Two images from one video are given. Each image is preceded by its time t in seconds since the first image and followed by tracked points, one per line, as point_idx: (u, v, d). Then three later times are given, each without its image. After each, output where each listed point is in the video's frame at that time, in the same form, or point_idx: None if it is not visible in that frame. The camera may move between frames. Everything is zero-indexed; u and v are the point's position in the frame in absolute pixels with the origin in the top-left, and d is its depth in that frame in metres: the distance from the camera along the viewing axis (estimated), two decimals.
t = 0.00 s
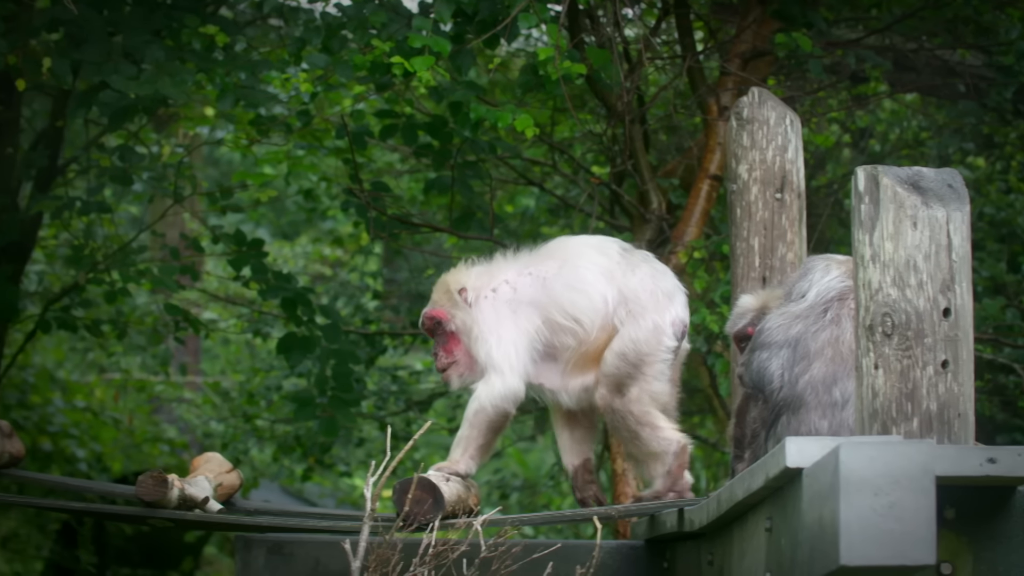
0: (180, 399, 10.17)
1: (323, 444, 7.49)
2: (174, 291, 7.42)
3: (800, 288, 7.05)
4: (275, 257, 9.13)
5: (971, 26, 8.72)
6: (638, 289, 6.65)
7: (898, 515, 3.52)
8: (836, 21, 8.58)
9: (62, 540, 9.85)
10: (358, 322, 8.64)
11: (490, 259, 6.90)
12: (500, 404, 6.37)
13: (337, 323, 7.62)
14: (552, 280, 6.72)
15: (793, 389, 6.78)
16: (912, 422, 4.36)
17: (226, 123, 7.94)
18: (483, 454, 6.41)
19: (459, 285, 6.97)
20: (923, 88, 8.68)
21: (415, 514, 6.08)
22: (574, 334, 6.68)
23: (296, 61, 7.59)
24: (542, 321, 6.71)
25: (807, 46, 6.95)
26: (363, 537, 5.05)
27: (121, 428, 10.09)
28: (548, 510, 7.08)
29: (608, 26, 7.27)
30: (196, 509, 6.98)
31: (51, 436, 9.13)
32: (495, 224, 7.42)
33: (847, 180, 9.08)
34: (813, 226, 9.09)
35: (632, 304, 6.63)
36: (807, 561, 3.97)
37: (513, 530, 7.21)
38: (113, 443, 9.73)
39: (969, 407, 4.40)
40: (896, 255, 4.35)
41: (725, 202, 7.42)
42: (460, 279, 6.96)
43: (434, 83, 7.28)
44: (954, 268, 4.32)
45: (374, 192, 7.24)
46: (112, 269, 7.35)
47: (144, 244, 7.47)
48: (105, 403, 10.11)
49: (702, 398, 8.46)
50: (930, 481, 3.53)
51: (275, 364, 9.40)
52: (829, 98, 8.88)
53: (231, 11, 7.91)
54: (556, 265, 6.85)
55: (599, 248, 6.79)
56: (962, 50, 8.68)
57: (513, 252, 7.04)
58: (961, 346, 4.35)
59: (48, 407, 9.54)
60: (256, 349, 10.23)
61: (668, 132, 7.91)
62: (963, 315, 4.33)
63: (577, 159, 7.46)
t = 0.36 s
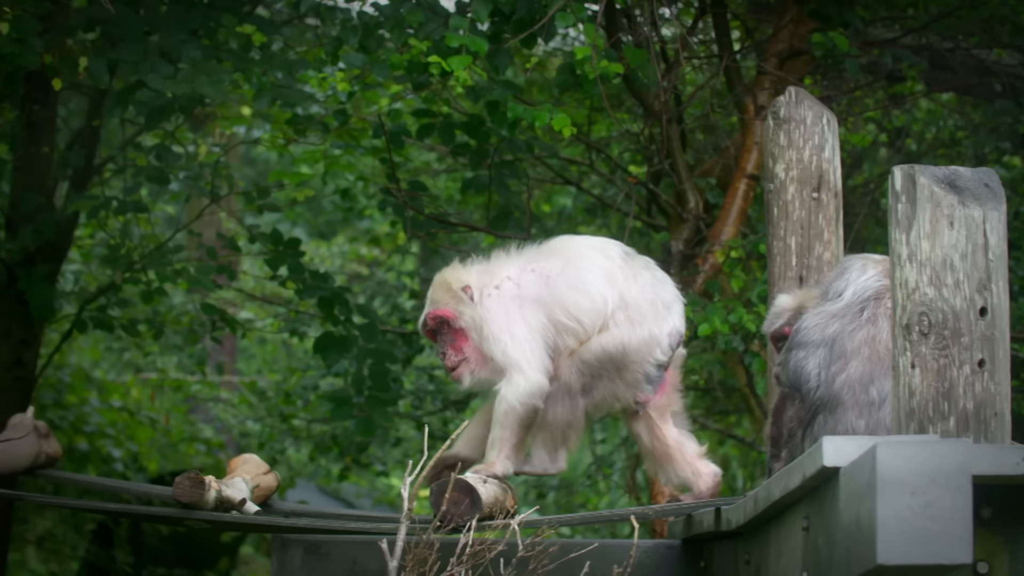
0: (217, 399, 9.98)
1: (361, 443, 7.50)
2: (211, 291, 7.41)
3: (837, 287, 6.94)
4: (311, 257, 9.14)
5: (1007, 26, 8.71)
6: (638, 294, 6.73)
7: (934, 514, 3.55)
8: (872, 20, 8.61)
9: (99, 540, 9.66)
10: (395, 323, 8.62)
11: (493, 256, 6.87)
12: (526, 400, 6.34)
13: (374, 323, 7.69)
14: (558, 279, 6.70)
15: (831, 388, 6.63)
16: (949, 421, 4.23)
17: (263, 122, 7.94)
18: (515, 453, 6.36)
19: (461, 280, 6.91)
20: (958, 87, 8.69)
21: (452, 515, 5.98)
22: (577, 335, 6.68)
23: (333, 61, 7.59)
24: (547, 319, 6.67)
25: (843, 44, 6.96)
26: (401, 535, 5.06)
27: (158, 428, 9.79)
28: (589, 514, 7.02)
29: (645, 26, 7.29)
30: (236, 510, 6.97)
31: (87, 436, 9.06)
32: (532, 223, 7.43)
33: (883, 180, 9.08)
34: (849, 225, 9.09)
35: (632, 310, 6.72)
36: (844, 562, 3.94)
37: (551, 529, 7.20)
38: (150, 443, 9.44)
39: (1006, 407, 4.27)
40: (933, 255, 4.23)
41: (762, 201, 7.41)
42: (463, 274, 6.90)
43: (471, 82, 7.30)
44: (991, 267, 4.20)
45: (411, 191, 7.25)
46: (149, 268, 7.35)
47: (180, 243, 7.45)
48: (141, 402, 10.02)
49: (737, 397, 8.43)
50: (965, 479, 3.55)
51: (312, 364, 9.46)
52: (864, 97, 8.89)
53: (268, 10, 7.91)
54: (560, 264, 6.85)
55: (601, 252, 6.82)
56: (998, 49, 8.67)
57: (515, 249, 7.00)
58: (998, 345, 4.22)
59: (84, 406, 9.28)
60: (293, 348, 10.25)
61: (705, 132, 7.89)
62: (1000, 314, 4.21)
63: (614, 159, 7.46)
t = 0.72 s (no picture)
0: (249, 400, 10.07)
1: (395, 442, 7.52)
2: (243, 291, 7.41)
3: (870, 287, 6.84)
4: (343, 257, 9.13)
5: None
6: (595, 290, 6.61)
7: (967, 513, 3.44)
8: (903, 20, 8.59)
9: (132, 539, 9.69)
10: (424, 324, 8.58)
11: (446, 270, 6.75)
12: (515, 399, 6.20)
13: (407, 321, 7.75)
14: (515, 286, 6.57)
15: (863, 387, 6.51)
16: (983, 421, 3.92)
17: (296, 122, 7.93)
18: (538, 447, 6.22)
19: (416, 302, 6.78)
20: (991, 87, 8.63)
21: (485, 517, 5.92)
22: (542, 337, 6.52)
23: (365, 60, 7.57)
24: (510, 326, 6.53)
25: (877, 43, 6.98)
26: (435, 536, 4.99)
27: (191, 427, 9.80)
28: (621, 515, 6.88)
29: (677, 25, 7.29)
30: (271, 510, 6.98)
31: (120, 436, 9.00)
32: (565, 223, 7.42)
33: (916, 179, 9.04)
34: (881, 225, 9.06)
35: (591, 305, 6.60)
36: (877, 560, 3.86)
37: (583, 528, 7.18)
38: (181, 443, 9.55)
39: None
40: (966, 254, 3.97)
41: (795, 201, 7.39)
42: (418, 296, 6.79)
43: (504, 82, 7.30)
44: None
45: (445, 191, 7.25)
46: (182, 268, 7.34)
47: (212, 243, 7.45)
48: (174, 402, 10.07)
49: (770, 397, 8.41)
50: (1000, 479, 3.45)
51: (344, 363, 9.48)
52: (896, 97, 8.87)
53: (300, 10, 7.90)
54: (514, 271, 6.74)
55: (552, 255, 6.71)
56: None
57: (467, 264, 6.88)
58: None
59: (117, 406, 9.16)
60: (325, 348, 10.24)
61: (737, 131, 7.88)
62: None
63: (647, 158, 7.44)
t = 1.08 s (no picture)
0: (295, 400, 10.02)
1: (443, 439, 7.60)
2: (290, 291, 7.40)
3: (916, 288, 6.54)
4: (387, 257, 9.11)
5: None
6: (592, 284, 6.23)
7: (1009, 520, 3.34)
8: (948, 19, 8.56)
9: (176, 540, 9.90)
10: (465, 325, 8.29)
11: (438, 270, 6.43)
12: (481, 410, 5.88)
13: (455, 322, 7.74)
14: (509, 286, 6.27)
15: (910, 388, 6.18)
16: None
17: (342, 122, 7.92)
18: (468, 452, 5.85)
19: (412, 305, 6.55)
20: None
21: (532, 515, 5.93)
22: (539, 339, 6.24)
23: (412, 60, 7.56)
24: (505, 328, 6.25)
25: (922, 43, 7.03)
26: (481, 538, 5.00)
27: (237, 428, 9.96)
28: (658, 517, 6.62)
29: (724, 25, 7.29)
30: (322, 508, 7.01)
31: (165, 436, 9.27)
32: (612, 223, 7.42)
33: (961, 179, 9.00)
34: (926, 225, 9.02)
35: (589, 298, 6.23)
36: (924, 561, 3.74)
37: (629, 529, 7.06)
38: (228, 443, 9.70)
39: None
40: (1013, 254, 3.75)
41: (841, 201, 7.34)
42: (415, 297, 6.55)
43: (551, 82, 7.29)
44: None
45: (491, 191, 7.25)
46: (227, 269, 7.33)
47: (258, 243, 7.44)
48: (219, 402, 10.12)
49: (818, 397, 8.37)
50: None
51: (389, 364, 9.49)
52: (942, 96, 8.83)
53: (346, 10, 7.88)
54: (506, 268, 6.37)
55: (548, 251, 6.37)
56: None
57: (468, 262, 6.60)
58: None
59: (163, 406, 9.49)
60: (366, 349, 10.21)
61: (782, 131, 7.93)
62: None
63: (693, 158, 7.44)
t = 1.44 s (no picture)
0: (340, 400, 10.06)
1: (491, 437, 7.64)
2: (335, 291, 7.39)
3: (960, 287, 6.41)
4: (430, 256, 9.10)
5: None
6: (595, 291, 6.30)
7: None
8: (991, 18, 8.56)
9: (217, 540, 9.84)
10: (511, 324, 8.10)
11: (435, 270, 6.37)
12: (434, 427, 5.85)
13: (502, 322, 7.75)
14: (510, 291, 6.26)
15: (954, 388, 6.05)
16: None
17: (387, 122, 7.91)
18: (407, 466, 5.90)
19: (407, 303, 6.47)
20: None
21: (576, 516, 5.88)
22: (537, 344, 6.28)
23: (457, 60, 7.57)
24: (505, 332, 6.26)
25: (967, 43, 7.07)
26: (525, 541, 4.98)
27: (282, 428, 9.86)
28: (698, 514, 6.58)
29: (769, 25, 7.30)
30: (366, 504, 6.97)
31: (210, 436, 9.21)
32: (657, 222, 7.43)
33: (1005, 179, 8.99)
34: (969, 224, 9.02)
35: (591, 304, 6.29)
36: (969, 562, 3.78)
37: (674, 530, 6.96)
38: (272, 443, 9.56)
39: None
40: None
41: (885, 201, 7.28)
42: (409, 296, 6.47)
43: (596, 81, 7.30)
44: None
45: (536, 190, 7.25)
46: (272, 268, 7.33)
47: (303, 243, 7.44)
48: (264, 402, 10.00)
49: (863, 396, 8.37)
50: None
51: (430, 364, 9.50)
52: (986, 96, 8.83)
53: (390, 10, 7.88)
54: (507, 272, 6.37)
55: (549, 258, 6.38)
56: None
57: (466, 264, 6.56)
58: None
59: (208, 407, 9.36)
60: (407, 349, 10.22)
61: (826, 131, 7.91)
62: None
63: (738, 158, 7.45)
